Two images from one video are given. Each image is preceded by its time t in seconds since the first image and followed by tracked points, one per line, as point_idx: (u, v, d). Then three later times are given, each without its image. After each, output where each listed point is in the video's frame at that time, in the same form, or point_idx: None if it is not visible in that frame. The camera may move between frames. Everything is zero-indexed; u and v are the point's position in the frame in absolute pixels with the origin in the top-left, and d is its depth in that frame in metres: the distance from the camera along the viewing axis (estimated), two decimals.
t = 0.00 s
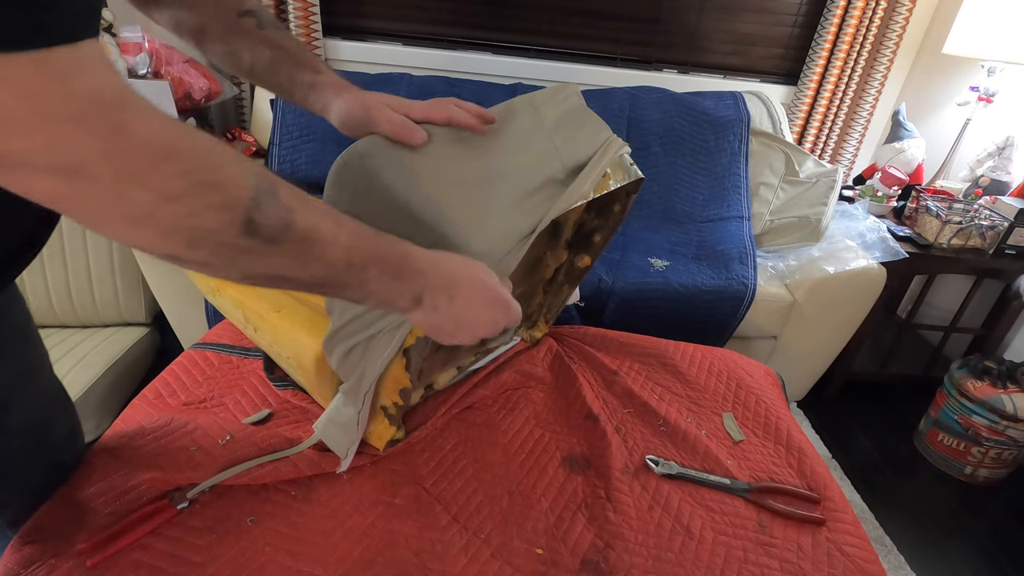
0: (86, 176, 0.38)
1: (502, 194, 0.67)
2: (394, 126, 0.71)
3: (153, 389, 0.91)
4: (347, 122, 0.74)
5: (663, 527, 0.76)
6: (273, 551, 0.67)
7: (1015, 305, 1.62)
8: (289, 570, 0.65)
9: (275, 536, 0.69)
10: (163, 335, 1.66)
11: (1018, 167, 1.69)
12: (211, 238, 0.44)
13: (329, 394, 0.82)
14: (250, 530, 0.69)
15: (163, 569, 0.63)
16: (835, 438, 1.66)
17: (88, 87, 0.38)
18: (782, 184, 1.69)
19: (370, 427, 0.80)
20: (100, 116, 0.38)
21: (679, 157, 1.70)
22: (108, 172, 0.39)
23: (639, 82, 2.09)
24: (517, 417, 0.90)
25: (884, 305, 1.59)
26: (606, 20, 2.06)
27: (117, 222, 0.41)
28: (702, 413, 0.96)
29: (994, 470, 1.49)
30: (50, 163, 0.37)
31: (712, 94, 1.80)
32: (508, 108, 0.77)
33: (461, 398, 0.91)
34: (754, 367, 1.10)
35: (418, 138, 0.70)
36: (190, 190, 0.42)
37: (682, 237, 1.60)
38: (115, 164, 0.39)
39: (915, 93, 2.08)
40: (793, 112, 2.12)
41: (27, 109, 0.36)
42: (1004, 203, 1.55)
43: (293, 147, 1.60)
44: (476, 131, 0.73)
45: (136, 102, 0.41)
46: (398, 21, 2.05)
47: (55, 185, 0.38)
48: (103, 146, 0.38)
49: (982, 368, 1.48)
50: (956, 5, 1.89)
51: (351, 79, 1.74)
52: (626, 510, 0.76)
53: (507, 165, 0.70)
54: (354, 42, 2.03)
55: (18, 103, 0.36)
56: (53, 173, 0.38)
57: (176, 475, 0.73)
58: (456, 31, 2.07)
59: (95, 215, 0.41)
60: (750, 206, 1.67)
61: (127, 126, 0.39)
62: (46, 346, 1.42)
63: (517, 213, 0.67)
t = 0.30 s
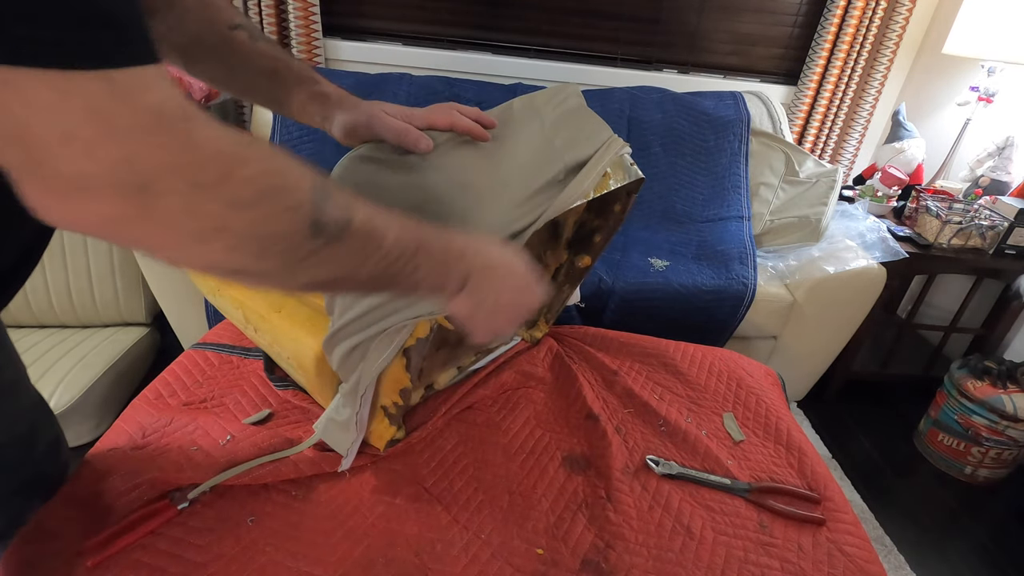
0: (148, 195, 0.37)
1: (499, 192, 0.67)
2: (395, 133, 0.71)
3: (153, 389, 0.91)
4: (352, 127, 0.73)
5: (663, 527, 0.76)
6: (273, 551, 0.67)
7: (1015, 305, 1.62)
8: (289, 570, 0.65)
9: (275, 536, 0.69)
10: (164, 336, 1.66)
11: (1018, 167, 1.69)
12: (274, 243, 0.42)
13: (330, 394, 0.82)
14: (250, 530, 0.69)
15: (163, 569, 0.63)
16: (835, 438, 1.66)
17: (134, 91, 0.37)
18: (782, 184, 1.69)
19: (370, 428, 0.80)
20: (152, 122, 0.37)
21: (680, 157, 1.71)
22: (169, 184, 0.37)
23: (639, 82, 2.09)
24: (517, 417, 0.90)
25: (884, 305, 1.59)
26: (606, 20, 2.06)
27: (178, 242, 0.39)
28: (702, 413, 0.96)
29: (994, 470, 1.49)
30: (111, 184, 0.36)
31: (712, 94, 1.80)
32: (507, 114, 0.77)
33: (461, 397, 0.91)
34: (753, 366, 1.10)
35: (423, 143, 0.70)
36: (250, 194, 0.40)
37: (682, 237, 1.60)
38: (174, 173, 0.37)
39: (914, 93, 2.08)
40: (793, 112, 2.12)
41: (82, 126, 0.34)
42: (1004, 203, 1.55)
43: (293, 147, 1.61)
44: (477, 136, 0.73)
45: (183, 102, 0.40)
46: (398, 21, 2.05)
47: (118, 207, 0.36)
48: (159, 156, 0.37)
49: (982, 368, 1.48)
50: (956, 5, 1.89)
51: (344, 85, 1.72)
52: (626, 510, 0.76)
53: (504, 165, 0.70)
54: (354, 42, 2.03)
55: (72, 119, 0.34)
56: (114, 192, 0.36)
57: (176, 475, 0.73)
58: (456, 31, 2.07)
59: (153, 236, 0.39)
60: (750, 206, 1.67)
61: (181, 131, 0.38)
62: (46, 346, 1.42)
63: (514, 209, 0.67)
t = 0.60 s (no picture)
0: (433, 103, 0.45)
1: (499, 192, 0.67)
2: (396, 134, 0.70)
3: (153, 389, 0.91)
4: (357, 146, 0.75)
5: (663, 527, 0.76)
6: (273, 551, 0.67)
7: (1015, 305, 1.62)
8: (289, 570, 0.65)
9: (275, 537, 0.69)
10: (165, 337, 1.66)
11: (1017, 167, 1.69)
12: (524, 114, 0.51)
13: (330, 394, 0.82)
14: (250, 530, 0.69)
15: (163, 569, 0.64)
16: (835, 438, 1.66)
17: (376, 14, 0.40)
18: (782, 184, 1.69)
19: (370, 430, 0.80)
20: (405, 36, 0.41)
21: (679, 158, 1.71)
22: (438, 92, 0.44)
23: (639, 82, 2.09)
24: (517, 417, 0.90)
25: (884, 305, 1.59)
26: (606, 20, 2.06)
27: (467, 138, 0.50)
28: (702, 413, 0.96)
29: (994, 470, 1.49)
30: (405, 97, 0.44)
31: (712, 94, 1.80)
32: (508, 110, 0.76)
33: (461, 398, 0.91)
34: (753, 366, 1.10)
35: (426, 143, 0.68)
36: (496, 80, 0.47)
37: (682, 237, 1.61)
38: (443, 77, 0.44)
39: (914, 93, 2.08)
40: (793, 112, 2.12)
41: (369, 60, 0.41)
42: (1004, 203, 1.55)
43: (293, 147, 1.61)
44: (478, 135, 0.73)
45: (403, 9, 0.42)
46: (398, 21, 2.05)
47: (420, 119, 0.46)
48: (422, 69, 0.43)
49: (982, 368, 1.48)
50: (956, 5, 1.89)
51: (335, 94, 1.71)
52: (626, 511, 0.76)
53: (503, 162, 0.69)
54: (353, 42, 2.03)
55: (364, 58, 0.41)
56: (415, 103, 0.44)
57: (176, 475, 0.74)
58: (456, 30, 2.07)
59: (449, 139, 0.49)
60: (750, 206, 1.67)
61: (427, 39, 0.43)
62: (46, 346, 1.42)
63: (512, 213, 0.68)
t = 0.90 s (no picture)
0: (508, 61, 0.49)
1: (500, 191, 0.67)
2: (397, 134, 0.70)
3: (153, 389, 0.91)
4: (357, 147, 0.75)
5: (663, 527, 0.76)
6: (273, 551, 0.67)
7: (1015, 305, 1.62)
8: (289, 570, 0.65)
9: (276, 537, 0.69)
10: (165, 337, 1.66)
11: (1018, 167, 1.69)
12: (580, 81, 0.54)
13: (330, 394, 0.82)
14: (251, 530, 0.69)
15: (162, 569, 0.64)
16: (836, 438, 1.66)
17: None
18: (782, 184, 1.70)
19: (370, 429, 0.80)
20: None
21: (679, 158, 1.71)
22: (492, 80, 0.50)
23: (639, 82, 2.09)
24: (517, 417, 0.90)
25: (884, 305, 1.59)
26: (606, 20, 2.06)
27: (543, 99, 0.53)
28: (702, 413, 0.96)
29: (994, 470, 1.49)
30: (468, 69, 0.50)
31: (712, 94, 1.80)
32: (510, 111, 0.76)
33: (461, 397, 0.91)
34: (753, 366, 1.10)
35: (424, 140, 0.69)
36: (556, 40, 0.51)
37: (682, 237, 1.61)
38: (517, 30, 0.48)
39: (914, 93, 2.08)
40: (793, 112, 2.12)
41: (458, 24, 0.46)
42: (1004, 203, 1.55)
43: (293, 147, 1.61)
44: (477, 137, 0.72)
45: None
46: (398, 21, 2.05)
47: (497, 78, 0.49)
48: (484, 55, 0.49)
49: (982, 368, 1.48)
50: (956, 5, 1.89)
51: (332, 98, 1.71)
52: (626, 511, 0.76)
53: (503, 161, 0.69)
54: (354, 42, 2.03)
55: (453, 24, 0.46)
56: (493, 58, 0.48)
57: (176, 475, 0.73)
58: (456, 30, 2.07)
59: (525, 102, 0.52)
60: (750, 206, 1.67)
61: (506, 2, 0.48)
62: (46, 346, 1.42)
63: (514, 212, 0.67)
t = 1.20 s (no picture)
0: (532, 58, 0.49)
1: (500, 191, 0.67)
2: (397, 134, 0.72)
3: (153, 389, 0.91)
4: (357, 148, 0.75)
5: (663, 527, 0.76)
6: (273, 551, 0.67)
7: (1015, 305, 1.62)
8: (289, 570, 0.65)
9: (276, 537, 0.69)
10: (165, 337, 1.66)
11: (1017, 167, 1.69)
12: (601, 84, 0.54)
13: (330, 394, 0.82)
14: (251, 531, 0.69)
15: (163, 569, 0.64)
16: (835, 438, 1.66)
17: None
18: (782, 185, 1.70)
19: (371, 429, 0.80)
20: None
21: (679, 157, 1.71)
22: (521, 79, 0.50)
23: (639, 82, 2.09)
24: (517, 417, 0.90)
25: (884, 305, 1.59)
26: (606, 21, 2.07)
27: (567, 100, 0.53)
28: (702, 413, 0.96)
29: (994, 470, 1.49)
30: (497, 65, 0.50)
31: (712, 94, 1.80)
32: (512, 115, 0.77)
33: (461, 398, 0.91)
34: (753, 366, 1.10)
35: (425, 141, 0.70)
36: (579, 41, 0.52)
37: (682, 236, 1.61)
38: (541, 29, 0.49)
39: (914, 93, 2.08)
40: (793, 112, 2.12)
41: (486, 20, 0.48)
42: (1004, 203, 1.55)
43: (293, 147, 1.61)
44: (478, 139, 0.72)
45: None
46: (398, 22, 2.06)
47: (522, 74, 0.50)
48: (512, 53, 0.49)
49: (982, 368, 1.48)
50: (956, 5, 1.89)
51: (334, 98, 1.71)
52: (626, 511, 0.76)
53: (503, 162, 0.69)
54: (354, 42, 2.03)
55: (482, 20, 0.48)
56: (520, 55, 0.49)
57: (176, 475, 0.74)
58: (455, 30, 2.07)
59: (551, 102, 0.52)
60: (750, 206, 1.67)
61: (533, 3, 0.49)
62: (47, 346, 1.42)
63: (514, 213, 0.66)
